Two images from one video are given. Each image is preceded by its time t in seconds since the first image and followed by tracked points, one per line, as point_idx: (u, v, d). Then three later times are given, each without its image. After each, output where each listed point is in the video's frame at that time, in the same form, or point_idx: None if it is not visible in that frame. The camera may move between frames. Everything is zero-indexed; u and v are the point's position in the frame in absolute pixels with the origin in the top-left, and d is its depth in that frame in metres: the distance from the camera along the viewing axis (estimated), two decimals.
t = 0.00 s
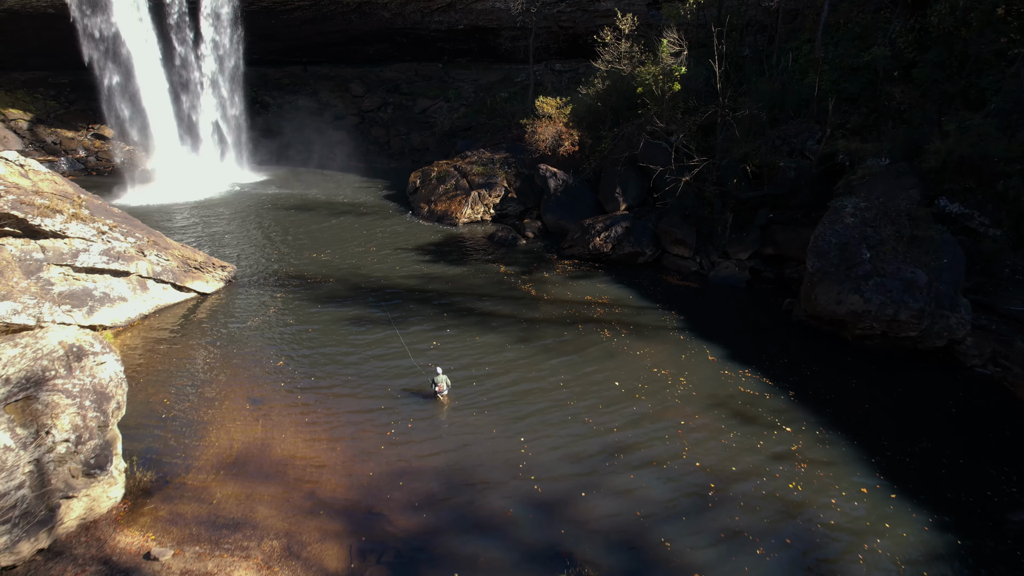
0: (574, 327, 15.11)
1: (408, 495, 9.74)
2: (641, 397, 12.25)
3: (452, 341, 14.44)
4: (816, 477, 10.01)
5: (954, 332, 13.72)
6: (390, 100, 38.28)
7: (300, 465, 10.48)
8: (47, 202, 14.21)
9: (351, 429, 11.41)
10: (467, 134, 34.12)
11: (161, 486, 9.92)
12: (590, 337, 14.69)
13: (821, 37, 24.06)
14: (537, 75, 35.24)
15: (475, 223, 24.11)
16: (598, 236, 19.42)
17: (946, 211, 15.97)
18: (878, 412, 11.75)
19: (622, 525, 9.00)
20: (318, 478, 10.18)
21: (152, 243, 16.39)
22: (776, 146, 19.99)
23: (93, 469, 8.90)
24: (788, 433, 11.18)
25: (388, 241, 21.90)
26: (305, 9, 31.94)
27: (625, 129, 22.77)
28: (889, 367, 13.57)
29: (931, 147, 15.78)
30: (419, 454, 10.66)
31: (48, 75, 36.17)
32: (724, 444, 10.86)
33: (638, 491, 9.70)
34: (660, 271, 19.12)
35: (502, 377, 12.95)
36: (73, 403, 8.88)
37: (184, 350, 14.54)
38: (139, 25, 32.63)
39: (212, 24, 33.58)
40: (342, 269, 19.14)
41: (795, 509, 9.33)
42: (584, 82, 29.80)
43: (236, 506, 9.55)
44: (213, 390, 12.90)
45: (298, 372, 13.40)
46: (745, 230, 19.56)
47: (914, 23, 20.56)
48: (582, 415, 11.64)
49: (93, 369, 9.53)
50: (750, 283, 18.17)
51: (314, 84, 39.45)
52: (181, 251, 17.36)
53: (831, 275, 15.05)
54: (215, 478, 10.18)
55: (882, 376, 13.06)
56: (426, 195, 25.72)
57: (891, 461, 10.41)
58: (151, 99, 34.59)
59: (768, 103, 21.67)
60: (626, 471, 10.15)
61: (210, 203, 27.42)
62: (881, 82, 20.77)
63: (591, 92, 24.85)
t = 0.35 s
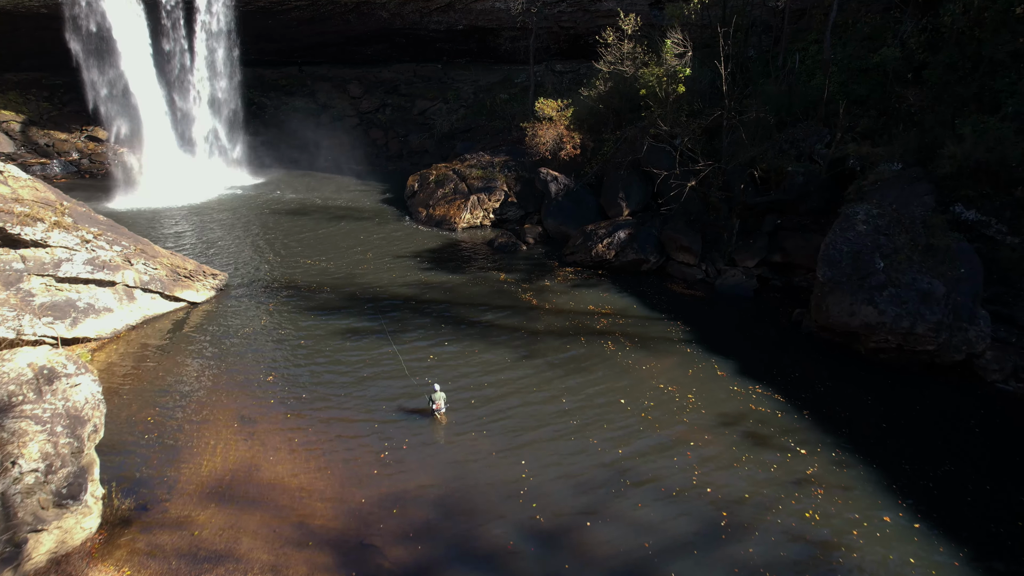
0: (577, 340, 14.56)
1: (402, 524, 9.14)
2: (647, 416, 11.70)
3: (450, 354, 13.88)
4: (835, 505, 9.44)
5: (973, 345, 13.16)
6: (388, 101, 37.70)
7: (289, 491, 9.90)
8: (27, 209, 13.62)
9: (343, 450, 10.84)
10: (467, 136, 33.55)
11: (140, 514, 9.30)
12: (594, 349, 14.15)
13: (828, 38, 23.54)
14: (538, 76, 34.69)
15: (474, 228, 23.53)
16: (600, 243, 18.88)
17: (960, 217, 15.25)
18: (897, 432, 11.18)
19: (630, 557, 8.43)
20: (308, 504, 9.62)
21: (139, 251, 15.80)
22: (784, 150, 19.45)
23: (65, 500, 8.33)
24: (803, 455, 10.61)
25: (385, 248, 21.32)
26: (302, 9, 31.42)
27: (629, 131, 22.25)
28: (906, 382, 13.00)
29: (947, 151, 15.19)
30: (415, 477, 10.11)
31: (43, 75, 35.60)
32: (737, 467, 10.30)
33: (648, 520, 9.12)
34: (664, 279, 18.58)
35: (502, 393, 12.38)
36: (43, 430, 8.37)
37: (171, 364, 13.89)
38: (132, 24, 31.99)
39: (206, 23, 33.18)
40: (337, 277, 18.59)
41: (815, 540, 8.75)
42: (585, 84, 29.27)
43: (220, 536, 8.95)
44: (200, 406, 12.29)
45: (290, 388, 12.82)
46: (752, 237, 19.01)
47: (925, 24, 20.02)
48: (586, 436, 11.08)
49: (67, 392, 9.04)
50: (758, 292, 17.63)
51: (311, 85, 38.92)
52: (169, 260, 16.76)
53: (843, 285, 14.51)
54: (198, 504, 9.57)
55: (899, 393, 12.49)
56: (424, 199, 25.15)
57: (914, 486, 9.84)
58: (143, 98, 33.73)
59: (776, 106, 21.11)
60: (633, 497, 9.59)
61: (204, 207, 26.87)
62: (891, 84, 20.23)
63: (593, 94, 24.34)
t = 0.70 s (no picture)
0: (580, 354, 13.94)
1: (395, 561, 8.51)
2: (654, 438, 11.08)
3: (447, 371, 13.24)
4: (858, 540, 8.81)
5: (997, 362, 12.53)
6: (386, 103, 37.08)
7: (275, 524, 9.29)
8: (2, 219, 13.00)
9: (334, 477, 10.23)
10: (466, 139, 32.89)
11: (114, 550, 8.67)
12: (598, 364, 13.54)
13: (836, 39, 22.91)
14: (538, 77, 34.05)
15: (474, 234, 22.90)
16: (603, 250, 18.24)
17: (982, 227, 14.70)
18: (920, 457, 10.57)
19: None
20: (293, 539, 8.98)
21: (124, 262, 15.14)
22: (793, 155, 18.83)
23: (28, 540, 7.69)
24: (821, 483, 9.98)
25: (382, 255, 20.74)
26: (299, 9, 30.84)
27: (632, 135, 21.64)
28: (926, 402, 12.37)
29: (966, 157, 14.55)
30: (408, 508, 9.47)
31: (35, 77, 35.01)
32: (751, 496, 9.68)
33: (658, 557, 8.50)
34: (670, 288, 17.96)
35: (501, 413, 11.76)
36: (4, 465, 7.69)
37: (155, 381, 13.24)
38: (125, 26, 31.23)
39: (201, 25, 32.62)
40: (331, 287, 17.99)
41: None
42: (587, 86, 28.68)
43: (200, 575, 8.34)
44: (184, 427, 11.66)
45: (278, 407, 12.18)
46: (760, 245, 18.39)
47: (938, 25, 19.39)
48: (591, 462, 10.46)
49: (32, 422, 8.37)
50: (766, 303, 17.02)
51: (308, 87, 38.30)
52: (156, 270, 16.10)
53: (858, 297, 13.89)
54: (177, 538, 8.96)
55: (919, 414, 11.87)
56: (422, 204, 24.52)
57: (943, 519, 9.22)
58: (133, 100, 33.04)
59: (785, 108, 20.44)
60: (642, 530, 8.97)
61: (198, 211, 26.29)
62: (904, 87, 19.60)
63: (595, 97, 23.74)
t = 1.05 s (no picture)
0: (583, 370, 13.35)
1: None
2: (663, 462, 10.50)
3: (445, 387, 12.68)
4: None
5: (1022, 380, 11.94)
6: (385, 104, 36.44)
7: (263, 560, 8.68)
8: None
9: (326, 505, 9.62)
10: (465, 141, 32.27)
11: None
12: (601, 381, 12.97)
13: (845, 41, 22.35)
14: (539, 79, 33.48)
15: (473, 240, 22.30)
16: (606, 258, 17.68)
17: (1001, 236, 13.78)
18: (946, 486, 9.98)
19: None
20: None
21: (108, 272, 14.62)
22: (803, 160, 18.25)
23: None
24: (840, 514, 9.38)
25: (378, 262, 20.20)
26: (297, 10, 30.28)
27: (635, 139, 21.07)
28: (947, 422, 11.80)
29: (986, 163, 13.98)
30: (403, 541, 8.87)
31: (28, 78, 34.34)
32: (767, 526, 9.10)
33: None
34: (675, 298, 17.38)
35: (501, 434, 11.18)
36: None
37: (138, 399, 12.59)
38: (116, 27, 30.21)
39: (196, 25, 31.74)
40: (325, 296, 17.43)
41: None
42: (589, 88, 28.09)
43: None
44: (169, 450, 11.05)
45: (268, 429, 11.58)
46: (769, 253, 17.81)
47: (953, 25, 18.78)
48: (596, 488, 9.87)
49: None
50: (775, 314, 16.44)
51: (306, 88, 37.74)
52: (143, 280, 15.56)
53: (872, 310, 13.33)
54: None
55: (942, 437, 11.27)
56: (420, 209, 23.94)
57: (975, 556, 8.64)
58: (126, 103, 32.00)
59: (793, 111, 19.86)
60: (653, 566, 8.37)
61: (192, 216, 25.72)
62: (916, 89, 19.02)
63: (598, 99, 23.16)
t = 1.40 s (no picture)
0: (588, 390, 12.68)
1: None
2: (673, 494, 9.84)
3: (443, 408, 12.03)
4: None
5: None
6: (387, 105, 35.74)
7: None
8: None
9: (314, 537, 8.94)
10: (469, 143, 31.58)
11: None
12: (607, 401, 12.32)
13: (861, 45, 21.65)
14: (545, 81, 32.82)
15: (475, 248, 21.64)
16: (613, 269, 17.04)
17: None
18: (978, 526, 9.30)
19: None
20: None
21: (93, 280, 14.08)
22: (818, 169, 17.57)
23: None
24: (865, 556, 8.71)
25: (377, 268, 19.57)
26: (298, 8, 29.69)
27: (644, 144, 20.55)
28: (975, 455, 11.14)
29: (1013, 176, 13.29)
30: None
31: (25, 73, 33.67)
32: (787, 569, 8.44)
33: None
34: (684, 311, 16.72)
35: (501, 461, 10.52)
36: None
37: (120, 413, 11.83)
38: (114, 23, 29.86)
39: (195, 21, 31.35)
40: (321, 305, 16.82)
41: None
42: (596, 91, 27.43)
43: None
44: (146, 468, 10.25)
45: (254, 447, 10.88)
46: (782, 266, 17.12)
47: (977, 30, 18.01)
48: (604, 524, 9.18)
49: None
50: (788, 331, 15.77)
51: (307, 87, 37.14)
52: (130, 288, 14.96)
53: (893, 330, 12.67)
54: None
55: (969, 471, 10.61)
56: (421, 214, 23.30)
57: None
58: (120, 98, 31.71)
59: (807, 118, 19.19)
60: None
61: (188, 217, 25.14)
62: (936, 96, 18.29)
63: (605, 103, 22.61)
